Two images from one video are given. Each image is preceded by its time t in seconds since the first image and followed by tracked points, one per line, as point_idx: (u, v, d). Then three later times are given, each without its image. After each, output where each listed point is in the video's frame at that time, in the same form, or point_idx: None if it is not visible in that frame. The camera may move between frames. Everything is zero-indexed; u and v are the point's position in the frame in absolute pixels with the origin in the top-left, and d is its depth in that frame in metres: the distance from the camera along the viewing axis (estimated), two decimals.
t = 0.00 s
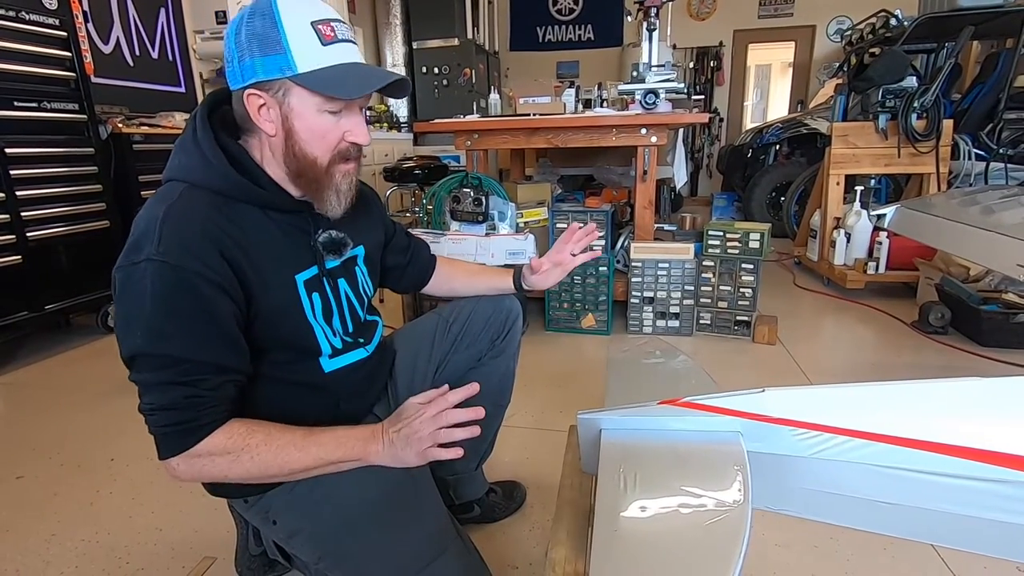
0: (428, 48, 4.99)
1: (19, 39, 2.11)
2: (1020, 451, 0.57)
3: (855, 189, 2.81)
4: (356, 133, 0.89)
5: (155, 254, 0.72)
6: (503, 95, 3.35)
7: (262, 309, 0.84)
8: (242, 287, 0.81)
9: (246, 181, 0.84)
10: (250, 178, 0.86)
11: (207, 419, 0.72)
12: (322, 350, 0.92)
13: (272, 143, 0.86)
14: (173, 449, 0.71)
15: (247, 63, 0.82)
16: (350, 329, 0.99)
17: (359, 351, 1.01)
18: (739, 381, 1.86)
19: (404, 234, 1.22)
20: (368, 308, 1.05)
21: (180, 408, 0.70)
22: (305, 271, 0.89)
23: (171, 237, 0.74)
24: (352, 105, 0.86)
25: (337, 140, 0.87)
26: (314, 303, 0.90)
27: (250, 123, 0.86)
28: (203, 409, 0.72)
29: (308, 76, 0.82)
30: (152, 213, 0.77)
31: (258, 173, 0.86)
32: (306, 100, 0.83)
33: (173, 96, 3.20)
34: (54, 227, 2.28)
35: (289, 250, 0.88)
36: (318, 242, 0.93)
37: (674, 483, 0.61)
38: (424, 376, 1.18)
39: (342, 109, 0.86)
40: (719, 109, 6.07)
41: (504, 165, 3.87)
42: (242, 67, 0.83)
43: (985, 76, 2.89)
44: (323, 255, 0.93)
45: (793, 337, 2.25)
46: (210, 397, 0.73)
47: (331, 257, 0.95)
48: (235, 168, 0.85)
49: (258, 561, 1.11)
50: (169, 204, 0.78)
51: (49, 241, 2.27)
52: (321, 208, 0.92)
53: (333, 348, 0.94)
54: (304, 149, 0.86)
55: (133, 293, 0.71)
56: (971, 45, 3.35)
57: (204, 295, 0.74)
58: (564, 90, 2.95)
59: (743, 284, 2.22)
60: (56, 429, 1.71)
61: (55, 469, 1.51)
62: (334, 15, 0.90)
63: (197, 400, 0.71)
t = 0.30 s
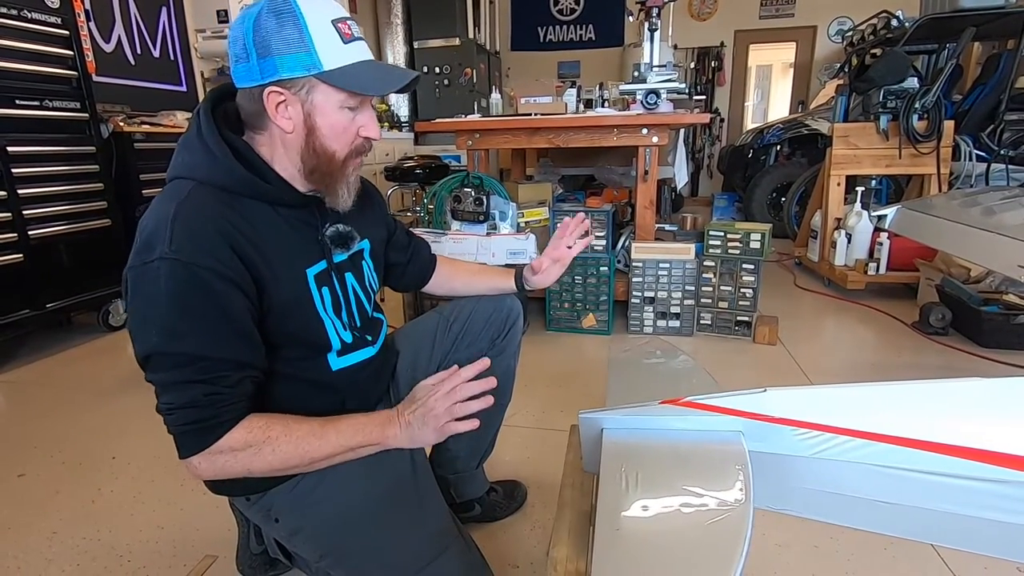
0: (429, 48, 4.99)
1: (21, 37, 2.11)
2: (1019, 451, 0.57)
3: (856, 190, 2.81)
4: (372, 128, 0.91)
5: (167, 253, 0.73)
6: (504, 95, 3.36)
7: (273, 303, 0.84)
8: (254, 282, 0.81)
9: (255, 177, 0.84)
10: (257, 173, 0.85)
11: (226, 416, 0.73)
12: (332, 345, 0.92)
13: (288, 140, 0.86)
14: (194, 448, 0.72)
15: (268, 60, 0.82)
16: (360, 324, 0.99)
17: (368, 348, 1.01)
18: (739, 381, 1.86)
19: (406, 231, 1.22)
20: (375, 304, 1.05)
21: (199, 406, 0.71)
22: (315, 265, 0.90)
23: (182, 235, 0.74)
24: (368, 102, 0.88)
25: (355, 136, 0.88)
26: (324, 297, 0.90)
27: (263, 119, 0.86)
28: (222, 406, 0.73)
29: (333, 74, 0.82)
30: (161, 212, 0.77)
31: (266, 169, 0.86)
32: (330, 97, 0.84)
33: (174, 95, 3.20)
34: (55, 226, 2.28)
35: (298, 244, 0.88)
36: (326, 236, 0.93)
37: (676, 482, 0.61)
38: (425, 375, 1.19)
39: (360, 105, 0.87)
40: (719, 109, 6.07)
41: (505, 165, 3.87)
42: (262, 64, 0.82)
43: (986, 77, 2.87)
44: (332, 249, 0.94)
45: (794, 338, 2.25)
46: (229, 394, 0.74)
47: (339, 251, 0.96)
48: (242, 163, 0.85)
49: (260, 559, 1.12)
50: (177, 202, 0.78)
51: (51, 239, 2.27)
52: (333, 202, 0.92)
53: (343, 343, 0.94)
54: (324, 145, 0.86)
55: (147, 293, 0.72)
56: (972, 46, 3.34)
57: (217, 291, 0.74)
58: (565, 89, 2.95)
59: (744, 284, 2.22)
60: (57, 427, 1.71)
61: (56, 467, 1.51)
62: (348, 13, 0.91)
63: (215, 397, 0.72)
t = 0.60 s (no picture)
0: (430, 47, 4.99)
1: (23, 35, 2.11)
2: (1018, 452, 0.57)
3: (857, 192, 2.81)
4: (351, 139, 0.87)
5: (168, 254, 0.73)
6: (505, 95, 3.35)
7: (274, 304, 0.84)
8: (255, 284, 0.81)
9: (256, 179, 0.83)
10: (256, 175, 0.85)
11: (226, 411, 0.74)
12: (332, 346, 0.92)
13: (269, 139, 0.87)
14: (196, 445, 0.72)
15: (247, 58, 0.83)
16: (360, 325, 0.99)
17: (368, 348, 1.01)
18: (740, 381, 1.86)
19: (409, 230, 1.22)
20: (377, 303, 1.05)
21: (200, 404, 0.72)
22: (315, 266, 0.89)
23: (184, 236, 0.74)
24: (348, 112, 0.85)
25: (329, 144, 0.86)
26: (325, 298, 0.90)
27: (252, 118, 0.87)
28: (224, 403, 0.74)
29: (300, 76, 0.81)
30: (162, 212, 0.77)
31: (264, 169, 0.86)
32: (299, 101, 0.82)
33: (175, 93, 3.19)
34: (55, 224, 2.27)
35: (300, 246, 0.88)
36: (327, 237, 0.93)
37: (679, 482, 0.61)
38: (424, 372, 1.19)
39: (337, 115, 0.85)
40: (720, 110, 6.07)
41: (506, 165, 3.87)
42: (244, 61, 0.84)
43: (987, 78, 2.86)
44: (333, 250, 0.93)
45: (794, 339, 2.25)
46: (228, 393, 0.74)
47: (340, 252, 0.95)
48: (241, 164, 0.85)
49: (260, 558, 1.11)
50: (179, 202, 0.78)
51: (51, 237, 2.27)
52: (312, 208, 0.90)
53: (343, 343, 0.94)
54: (294, 149, 0.85)
55: (148, 292, 0.72)
56: (973, 47, 3.34)
57: (218, 293, 0.74)
58: (566, 89, 2.95)
59: (745, 285, 2.22)
60: (57, 425, 1.71)
61: (56, 465, 1.51)
62: (347, 19, 0.89)
63: (216, 395, 0.73)
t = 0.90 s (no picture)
0: (431, 46, 4.99)
1: (23, 32, 2.10)
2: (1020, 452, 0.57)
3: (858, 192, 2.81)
4: (297, 185, 0.77)
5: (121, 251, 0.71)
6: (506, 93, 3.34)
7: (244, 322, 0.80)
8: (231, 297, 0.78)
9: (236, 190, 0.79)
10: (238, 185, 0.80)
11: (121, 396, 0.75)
12: (321, 345, 0.87)
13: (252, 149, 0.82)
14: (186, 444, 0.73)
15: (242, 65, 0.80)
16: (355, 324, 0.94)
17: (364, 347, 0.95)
18: (740, 381, 1.86)
19: (417, 227, 1.17)
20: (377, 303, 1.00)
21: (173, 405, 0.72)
22: (300, 274, 0.84)
23: (147, 238, 0.72)
24: (294, 159, 0.75)
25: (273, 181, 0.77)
26: (313, 304, 0.85)
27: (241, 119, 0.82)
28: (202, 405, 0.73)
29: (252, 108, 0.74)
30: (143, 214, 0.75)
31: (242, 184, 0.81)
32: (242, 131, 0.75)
33: (176, 91, 3.19)
34: (56, 221, 2.27)
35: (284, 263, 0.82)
36: (321, 245, 0.86)
37: (680, 482, 0.61)
38: (432, 374, 1.13)
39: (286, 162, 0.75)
40: (721, 109, 6.06)
41: (506, 163, 3.87)
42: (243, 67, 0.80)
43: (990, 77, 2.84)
44: (324, 259, 0.87)
45: (795, 339, 2.25)
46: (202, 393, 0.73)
47: (330, 261, 0.88)
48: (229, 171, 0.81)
49: (262, 555, 1.12)
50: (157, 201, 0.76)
51: (52, 235, 2.27)
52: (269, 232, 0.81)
53: (340, 345, 0.90)
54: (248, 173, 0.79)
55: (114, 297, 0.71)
56: (975, 47, 3.34)
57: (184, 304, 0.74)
58: (568, 88, 2.94)
59: (746, 285, 2.22)
60: (58, 422, 1.71)
61: (56, 463, 1.51)
62: (328, 55, 0.76)
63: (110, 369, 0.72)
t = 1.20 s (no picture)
0: (432, 44, 4.99)
1: (23, 29, 2.10)
2: None
3: (859, 191, 2.81)
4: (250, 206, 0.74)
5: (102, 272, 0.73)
6: (507, 92, 3.34)
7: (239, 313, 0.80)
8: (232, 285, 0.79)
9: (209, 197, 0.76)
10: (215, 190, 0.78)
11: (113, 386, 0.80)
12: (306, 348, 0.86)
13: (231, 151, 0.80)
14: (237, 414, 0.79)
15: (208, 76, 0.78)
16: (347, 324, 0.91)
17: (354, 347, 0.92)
18: (740, 380, 1.86)
19: (434, 208, 1.10)
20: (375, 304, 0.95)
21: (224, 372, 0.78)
22: (277, 277, 0.81)
23: (121, 257, 0.72)
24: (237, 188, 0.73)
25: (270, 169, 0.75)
26: (293, 309, 0.83)
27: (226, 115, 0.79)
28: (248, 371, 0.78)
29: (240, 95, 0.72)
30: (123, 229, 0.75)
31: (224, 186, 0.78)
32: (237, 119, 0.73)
33: (176, 89, 3.19)
34: (56, 219, 2.27)
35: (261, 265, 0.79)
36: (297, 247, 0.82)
37: (680, 482, 0.60)
38: (440, 371, 1.13)
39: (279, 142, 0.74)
40: (723, 108, 6.05)
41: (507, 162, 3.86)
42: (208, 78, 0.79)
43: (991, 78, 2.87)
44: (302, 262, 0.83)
45: (795, 338, 2.25)
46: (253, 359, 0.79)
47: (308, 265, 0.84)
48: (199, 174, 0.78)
49: (264, 550, 1.12)
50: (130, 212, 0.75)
51: (52, 232, 2.27)
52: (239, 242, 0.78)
53: (327, 349, 0.88)
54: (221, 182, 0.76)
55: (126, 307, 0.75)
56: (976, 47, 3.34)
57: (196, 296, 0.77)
58: (569, 87, 2.94)
59: (746, 284, 2.22)
60: (57, 420, 1.71)
61: (56, 460, 1.51)
62: (285, 80, 0.73)
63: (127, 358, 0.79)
